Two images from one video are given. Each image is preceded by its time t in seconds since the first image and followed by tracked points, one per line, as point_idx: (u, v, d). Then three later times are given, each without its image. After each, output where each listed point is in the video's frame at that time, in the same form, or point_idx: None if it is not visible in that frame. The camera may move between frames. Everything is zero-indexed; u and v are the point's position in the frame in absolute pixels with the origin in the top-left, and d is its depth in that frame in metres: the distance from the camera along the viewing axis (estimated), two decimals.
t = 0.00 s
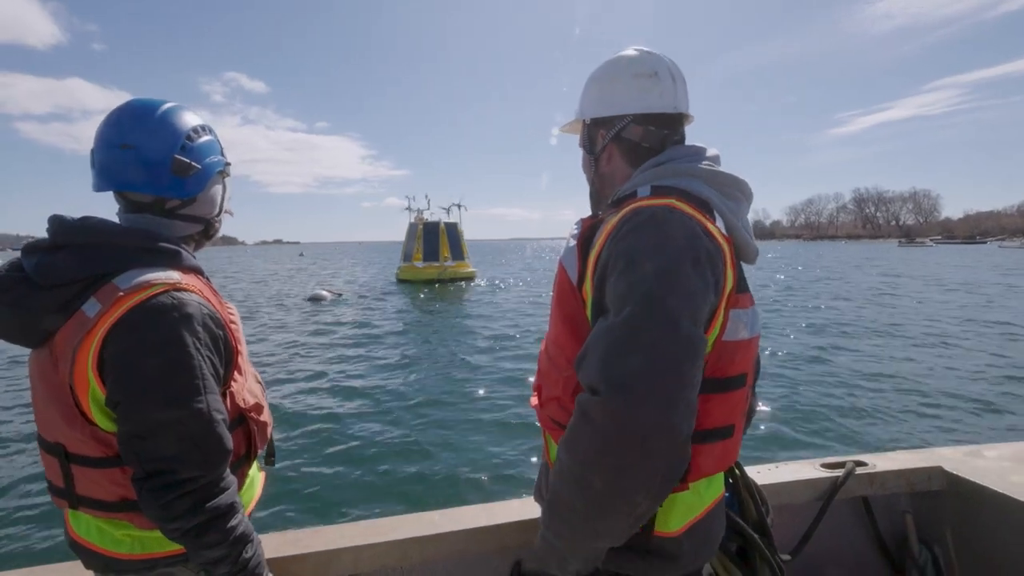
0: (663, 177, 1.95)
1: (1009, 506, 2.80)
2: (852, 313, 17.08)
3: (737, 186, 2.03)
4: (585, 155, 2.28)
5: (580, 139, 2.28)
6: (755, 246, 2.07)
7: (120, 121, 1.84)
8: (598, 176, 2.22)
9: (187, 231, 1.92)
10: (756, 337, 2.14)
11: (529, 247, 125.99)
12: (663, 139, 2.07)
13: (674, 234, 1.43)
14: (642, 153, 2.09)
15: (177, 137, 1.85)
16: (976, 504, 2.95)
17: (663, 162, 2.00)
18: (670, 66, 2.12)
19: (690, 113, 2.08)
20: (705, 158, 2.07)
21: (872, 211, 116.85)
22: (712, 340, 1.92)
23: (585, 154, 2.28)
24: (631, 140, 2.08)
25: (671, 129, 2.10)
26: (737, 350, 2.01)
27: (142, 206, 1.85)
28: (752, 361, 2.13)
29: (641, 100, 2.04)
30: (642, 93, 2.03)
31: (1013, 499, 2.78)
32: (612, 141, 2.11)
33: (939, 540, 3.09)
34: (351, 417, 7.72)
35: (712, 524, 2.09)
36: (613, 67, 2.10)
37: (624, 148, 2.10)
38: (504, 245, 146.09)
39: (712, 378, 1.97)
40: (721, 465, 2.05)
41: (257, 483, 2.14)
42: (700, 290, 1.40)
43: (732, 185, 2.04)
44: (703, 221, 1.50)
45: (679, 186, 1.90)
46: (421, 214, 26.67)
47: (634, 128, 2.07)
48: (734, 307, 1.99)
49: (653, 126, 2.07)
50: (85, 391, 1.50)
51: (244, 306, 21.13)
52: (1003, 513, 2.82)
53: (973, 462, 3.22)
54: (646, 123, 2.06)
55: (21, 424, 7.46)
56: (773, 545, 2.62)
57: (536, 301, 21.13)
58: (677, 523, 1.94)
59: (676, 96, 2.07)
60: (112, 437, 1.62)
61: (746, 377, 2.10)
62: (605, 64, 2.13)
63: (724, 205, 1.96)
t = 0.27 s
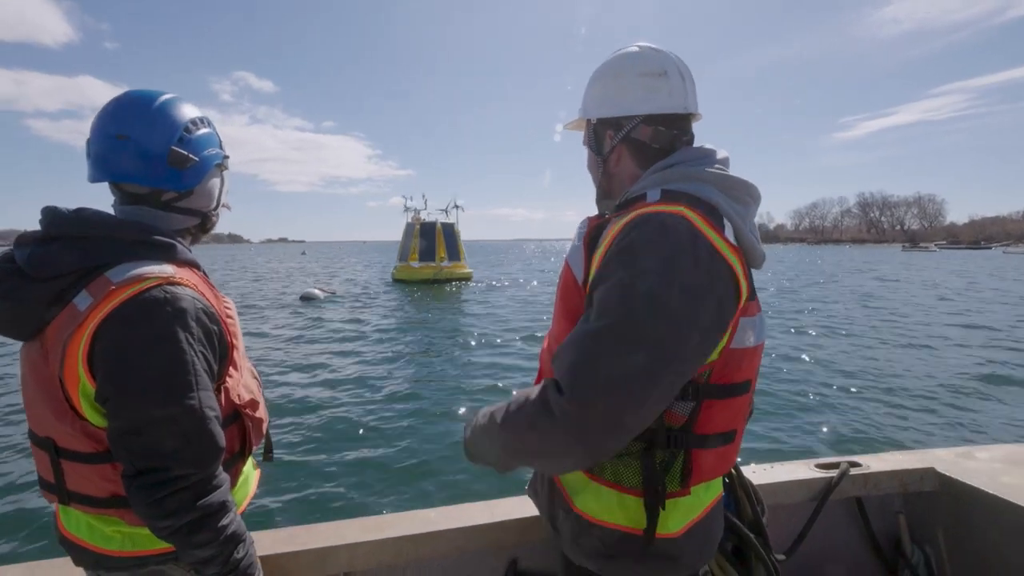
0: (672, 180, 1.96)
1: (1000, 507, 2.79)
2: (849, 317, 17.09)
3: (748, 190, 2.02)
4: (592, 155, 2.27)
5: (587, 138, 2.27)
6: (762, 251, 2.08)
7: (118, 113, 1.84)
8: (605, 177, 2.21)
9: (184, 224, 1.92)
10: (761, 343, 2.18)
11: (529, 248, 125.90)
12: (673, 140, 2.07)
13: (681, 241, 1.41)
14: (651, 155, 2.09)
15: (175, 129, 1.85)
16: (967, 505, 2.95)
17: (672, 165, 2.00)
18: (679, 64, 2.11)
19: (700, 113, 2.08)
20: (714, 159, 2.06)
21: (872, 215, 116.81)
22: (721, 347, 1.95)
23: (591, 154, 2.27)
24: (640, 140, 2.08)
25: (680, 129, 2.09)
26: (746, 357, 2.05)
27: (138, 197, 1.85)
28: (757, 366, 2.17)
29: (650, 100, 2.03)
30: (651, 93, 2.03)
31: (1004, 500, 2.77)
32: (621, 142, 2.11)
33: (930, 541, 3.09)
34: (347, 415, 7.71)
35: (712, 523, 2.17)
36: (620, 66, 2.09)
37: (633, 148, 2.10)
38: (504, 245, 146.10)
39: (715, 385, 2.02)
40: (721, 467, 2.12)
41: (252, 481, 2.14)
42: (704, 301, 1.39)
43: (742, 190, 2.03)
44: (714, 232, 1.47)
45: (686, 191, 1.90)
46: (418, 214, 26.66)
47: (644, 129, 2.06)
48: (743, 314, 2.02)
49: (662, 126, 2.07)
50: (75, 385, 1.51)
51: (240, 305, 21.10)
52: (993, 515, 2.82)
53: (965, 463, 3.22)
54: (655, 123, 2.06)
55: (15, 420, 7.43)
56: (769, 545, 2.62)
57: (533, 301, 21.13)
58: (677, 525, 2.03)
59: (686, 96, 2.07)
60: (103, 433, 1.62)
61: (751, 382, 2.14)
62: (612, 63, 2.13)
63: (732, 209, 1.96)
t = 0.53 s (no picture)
0: (667, 177, 1.96)
1: (994, 504, 2.79)
2: (845, 318, 17.12)
3: (748, 185, 2.02)
4: (591, 150, 2.27)
5: (586, 133, 2.27)
6: (766, 250, 2.07)
7: (110, 104, 1.84)
8: (605, 172, 2.21)
9: (175, 219, 1.92)
10: (756, 346, 2.17)
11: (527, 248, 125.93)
12: (673, 135, 2.06)
13: (675, 243, 1.74)
14: (651, 150, 2.08)
15: (166, 122, 1.85)
16: (962, 503, 2.95)
17: (671, 161, 2.00)
18: (681, 56, 2.11)
19: (702, 107, 2.07)
20: (716, 154, 2.06)
21: (871, 215, 116.95)
22: (710, 348, 1.94)
23: (591, 150, 2.27)
24: (640, 135, 2.07)
25: (681, 124, 2.09)
26: (735, 361, 2.05)
27: (128, 190, 1.85)
28: (751, 369, 2.16)
29: (651, 94, 2.03)
30: (652, 87, 2.02)
31: (999, 497, 2.77)
32: (620, 138, 2.10)
33: (925, 538, 3.09)
34: (344, 415, 7.70)
35: (704, 524, 2.17)
36: (621, 59, 2.09)
37: (633, 144, 2.09)
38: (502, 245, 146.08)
39: (703, 387, 2.03)
40: (712, 470, 2.12)
41: (244, 479, 2.13)
42: (690, 295, 1.74)
43: (744, 185, 2.02)
44: (703, 233, 1.80)
45: (682, 188, 1.91)
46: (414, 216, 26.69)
47: (644, 124, 2.06)
48: (736, 317, 2.00)
49: (663, 121, 2.06)
50: (61, 381, 1.51)
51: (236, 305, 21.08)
52: (988, 512, 2.82)
53: (960, 461, 3.22)
54: (655, 118, 2.05)
55: (9, 421, 7.41)
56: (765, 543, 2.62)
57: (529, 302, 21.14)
58: (662, 523, 2.04)
59: (688, 89, 2.06)
60: (90, 429, 1.62)
61: (745, 385, 2.14)
62: (612, 56, 2.12)
63: (732, 206, 1.96)
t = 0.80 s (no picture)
0: (667, 175, 1.94)
1: (992, 506, 2.78)
2: (842, 319, 17.13)
3: (750, 185, 1.99)
4: (589, 148, 2.25)
5: (583, 130, 2.25)
6: (769, 250, 2.05)
7: (100, 98, 1.82)
8: (603, 169, 2.19)
9: (166, 215, 1.90)
10: (758, 351, 2.15)
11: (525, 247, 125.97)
12: (672, 132, 2.04)
13: (674, 244, 1.72)
14: (649, 147, 2.06)
15: (157, 116, 1.83)
16: (959, 504, 2.94)
17: (670, 158, 1.97)
18: (679, 51, 2.09)
19: (701, 102, 2.05)
20: (714, 151, 2.04)
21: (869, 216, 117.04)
22: (708, 354, 1.93)
23: (589, 147, 2.25)
24: (637, 132, 2.05)
25: (680, 120, 2.06)
26: (735, 365, 2.03)
27: (118, 186, 1.82)
28: (751, 375, 2.14)
29: (648, 89, 2.00)
30: (649, 82, 2.00)
31: (997, 498, 2.76)
32: (618, 134, 2.08)
33: (921, 539, 3.08)
34: (340, 414, 7.68)
35: (700, 530, 2.16)
36: (617, 54, 2.07)
37: (630, 141, 2.07)
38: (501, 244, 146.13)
39: (702, 391, 2.00)
40: (710, 476, 2.10)
41: (237, 478, 2.11)
42: (689, 297, 1.72)
43: (745, 183, 2.00)
44: (703, 234, 1.78)
45: (680, 188, 1.89)
46: (411, 216, 26.70)
47: (641, 120, 2.04)
48: (737, 321, 1.99)
49: (661, 117, 2.04)
50: (48, 378, 1.48)
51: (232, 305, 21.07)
52: (986, 513, 2.80)
53: (957, 463, 3.20)
54: (652, 115, 2.03)
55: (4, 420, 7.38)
56: (762, 544, 2.61)
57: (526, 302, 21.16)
58: (657, 529, 2.03)
59: (686, 84, 2.04)
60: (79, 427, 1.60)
61: (744, 390, 2.12)
62: (609, 51, 2.10)
63: (732, 205, 1.94)
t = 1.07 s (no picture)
0: (662, 175, 1.92)
1: (990, 509, 2.76)
2: (839, 321, 17.14)
3: (746, 184, 1.98)
4: (584, 147, 2.23)
5: (579, 129, 2.23)
6: (764, 249, 2.04)
7: (90, 95, 1.79)
8: (598, 168, 2.18)
9: (157, 213, 1.88)
10: (755, 350, 2.13)
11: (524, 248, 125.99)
12: (668, 132, 2.02)
13: (671, 243, 1.70)
14: (645, 146, 2.05)
15: (147, 114, 1.81)
16: (957, 507, 2.92)
17: (665, 158, 1.96)
18: (676, 51, 2.07)
19: (697, 102, 2.03)
20: (710, 151, 2.02)
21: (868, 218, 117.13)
22: (706, 352, 1.91)
23: (584, 146, 2.23)
24: (633, 132, 2.03)
25: (676, 121, 2.05)
26: (732, 364, 2.01)
27: (108, 183, 1.80)
28: (747, 374, 2.12)
29: (644, 89, 1.98)
30: (646, 82, 1.98)
31: (995, 501, 2.74)
32: (613, 133, 2.07)
33: (919, 542, 3.06)
34: (336, 417, 7.67)
35: (696, 532, 2.14)
36: (613, 53, 2.05)
37: (625, 141, 2.05)
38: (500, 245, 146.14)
39: (699, 391, 1.99)
40: (706, 477, 2.08)
41: (227, 478, 2.09)
42: (686, 297, 1.70)
43: (741, 182, 1.98)
44: (700, 232, 1.77)
45: (676, 187, 1.87)
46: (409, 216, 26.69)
47: (637, 120, 2.02)
48: (732, 319, 1.97)
49: (657, 117, 2.02)
50: (33, 376, 1.46)
51: (230, 305, 21.06)
52: (984, 516, 2.78)
53: (955, 465, 3.18)
54: (648, 114, 2.01)
55: None
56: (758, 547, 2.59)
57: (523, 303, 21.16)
58: (653, 531, 2.01)
59: (683, 85, 2.02)
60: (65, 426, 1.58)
61: (741, 390, 2.10)
62: (606, 49, 2.08)
63: (728, 204, 1.92)
